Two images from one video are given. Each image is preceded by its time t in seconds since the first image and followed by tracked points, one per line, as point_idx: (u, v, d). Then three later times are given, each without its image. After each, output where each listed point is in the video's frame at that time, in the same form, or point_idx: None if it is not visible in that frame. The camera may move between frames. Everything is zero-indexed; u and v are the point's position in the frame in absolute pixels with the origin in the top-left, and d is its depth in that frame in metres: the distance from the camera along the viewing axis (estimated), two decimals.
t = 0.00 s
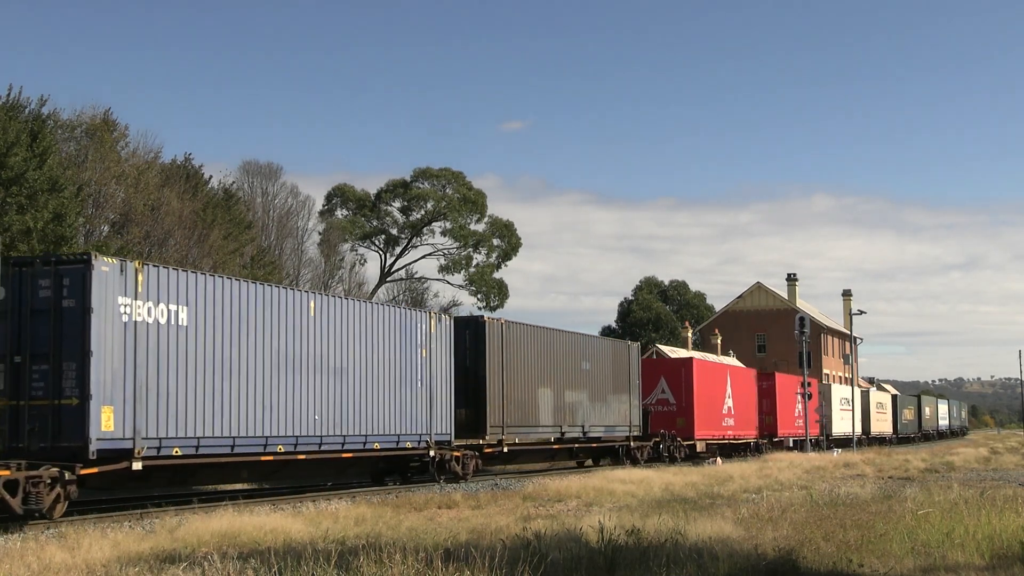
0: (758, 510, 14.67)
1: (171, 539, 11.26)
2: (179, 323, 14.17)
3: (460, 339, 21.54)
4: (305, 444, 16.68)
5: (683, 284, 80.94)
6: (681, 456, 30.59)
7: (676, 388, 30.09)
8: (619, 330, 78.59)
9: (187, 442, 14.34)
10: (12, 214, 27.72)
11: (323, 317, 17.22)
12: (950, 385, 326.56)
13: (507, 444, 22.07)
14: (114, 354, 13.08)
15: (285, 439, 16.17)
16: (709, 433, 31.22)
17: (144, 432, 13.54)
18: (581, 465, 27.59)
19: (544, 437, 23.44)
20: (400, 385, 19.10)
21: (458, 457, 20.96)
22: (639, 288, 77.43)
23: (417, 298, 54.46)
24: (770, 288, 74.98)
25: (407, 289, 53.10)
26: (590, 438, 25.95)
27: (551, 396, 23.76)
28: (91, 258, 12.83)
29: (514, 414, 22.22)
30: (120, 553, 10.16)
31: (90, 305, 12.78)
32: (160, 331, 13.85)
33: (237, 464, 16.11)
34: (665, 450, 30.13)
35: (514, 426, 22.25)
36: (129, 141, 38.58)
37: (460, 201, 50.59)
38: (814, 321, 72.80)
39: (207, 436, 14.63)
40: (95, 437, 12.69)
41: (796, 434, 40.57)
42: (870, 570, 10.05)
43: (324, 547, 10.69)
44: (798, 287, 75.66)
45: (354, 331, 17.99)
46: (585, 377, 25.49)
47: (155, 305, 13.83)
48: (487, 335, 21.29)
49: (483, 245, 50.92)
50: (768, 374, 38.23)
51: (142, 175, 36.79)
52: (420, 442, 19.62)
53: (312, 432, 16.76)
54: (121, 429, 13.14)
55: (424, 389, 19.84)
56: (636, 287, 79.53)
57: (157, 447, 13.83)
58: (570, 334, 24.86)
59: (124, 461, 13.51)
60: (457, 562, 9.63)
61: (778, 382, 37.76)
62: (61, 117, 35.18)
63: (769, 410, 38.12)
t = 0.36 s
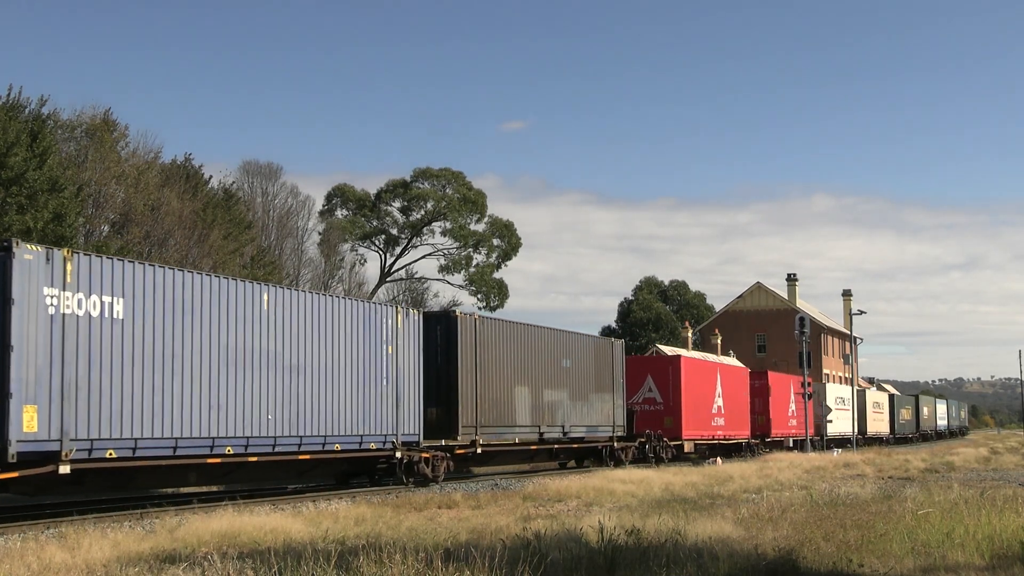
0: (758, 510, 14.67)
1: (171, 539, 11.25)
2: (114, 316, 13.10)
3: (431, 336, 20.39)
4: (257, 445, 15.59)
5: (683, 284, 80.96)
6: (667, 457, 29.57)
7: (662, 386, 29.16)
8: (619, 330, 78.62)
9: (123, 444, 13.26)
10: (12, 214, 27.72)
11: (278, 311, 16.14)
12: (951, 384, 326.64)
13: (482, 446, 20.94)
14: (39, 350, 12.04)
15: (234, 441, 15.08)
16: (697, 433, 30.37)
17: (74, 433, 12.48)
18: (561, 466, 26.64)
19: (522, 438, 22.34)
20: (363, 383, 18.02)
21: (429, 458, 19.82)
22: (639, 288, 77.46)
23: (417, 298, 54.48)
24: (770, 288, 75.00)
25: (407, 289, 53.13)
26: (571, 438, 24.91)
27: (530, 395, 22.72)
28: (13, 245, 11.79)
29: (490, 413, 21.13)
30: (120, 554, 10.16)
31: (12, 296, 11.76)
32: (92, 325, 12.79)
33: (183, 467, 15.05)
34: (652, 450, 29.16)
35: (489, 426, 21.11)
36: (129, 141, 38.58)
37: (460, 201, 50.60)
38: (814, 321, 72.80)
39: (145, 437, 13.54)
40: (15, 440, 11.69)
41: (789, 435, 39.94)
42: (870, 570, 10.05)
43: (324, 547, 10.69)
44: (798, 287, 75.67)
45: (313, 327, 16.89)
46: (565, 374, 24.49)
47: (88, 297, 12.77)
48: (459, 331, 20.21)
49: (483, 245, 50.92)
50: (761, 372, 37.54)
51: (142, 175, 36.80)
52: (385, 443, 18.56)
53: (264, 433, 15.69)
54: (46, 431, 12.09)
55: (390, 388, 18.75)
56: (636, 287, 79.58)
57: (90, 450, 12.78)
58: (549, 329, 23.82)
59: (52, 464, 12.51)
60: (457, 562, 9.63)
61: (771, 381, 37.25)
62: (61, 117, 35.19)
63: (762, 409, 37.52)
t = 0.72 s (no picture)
0: (758, 510, 14.67)
1: (171, 539, 11.25)
2: (39, 308, 12.16)
3: (398, 332, 19.12)
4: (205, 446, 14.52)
5: (683, 284, 80.99)
6: (654, 458, 28.59)
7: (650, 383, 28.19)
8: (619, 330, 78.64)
9: (49, 445, 12.22)
10: (12, 214, 27.72)
11: (227, 304, 15.10)
12: (951, 384, 326.75)
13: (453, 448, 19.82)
14: None
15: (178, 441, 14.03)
16: (684, 433, 29.37)
17: None
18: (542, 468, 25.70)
19: (496, 438, 21.15)
20: (323, 380, 16.92)
21: (395, 459, 18.65)
22: (639, 288, 77.46)
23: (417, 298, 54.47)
24: (770, 288, 75.01)
25: (407, 289, 53.12)
26: (550, 439, 23.66)
27: (505, 393, 21.50)
28: None
29: (462, 413, 19.95)
30: (120, 554, 10.15)
31: None
32: (15, 318, 11.86)
33: (124, 470, 14.07)
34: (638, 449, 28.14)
35: (461, 427, 19.93)
36: (129, 141, 38.58)
37: (460, 201, 50.60)
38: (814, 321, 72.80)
39: (75, 438, 12.50)
40: None
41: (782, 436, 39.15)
42: (871, 570, 10.04)
43: (323, 548, 10.68)
44: (798, 287, 75.68)
45: (267, 321, 15.86)
46: (545, 372, 23.24)
47: (9, 289, 11.86)
48: (428, 328, 18.96)
49: (483, 245, 50.91)
50: (752, 371, 36.93)
51: (142, 175, 36.82)
52: (347, 444, 17.47)
53: (210, 434, 14.57)
54: None
55: (353, 386, 17.68)
56: (636, 287, 79.62)
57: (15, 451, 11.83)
58: (527, 325, 22.59)
59: None
60: (457, 562, 9.63)
61: (762, 380, 36.64)
62: (61, 117, 35.18)
63: (754, 409, 36.90)
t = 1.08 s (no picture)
0: (758, 510, 14.68)
1: (171, 539, 11.26)
2: None
3: (363, 327, 18.01)
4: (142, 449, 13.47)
5: (683, 284, 81.02)
6: (640, 459, 27.62)
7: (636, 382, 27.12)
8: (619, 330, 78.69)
9: None
10: (12, 214, 27.72)
11: (170, 298, 14.01)
12: (951, 384, 326.83)
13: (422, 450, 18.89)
14: None
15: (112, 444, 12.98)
16: (671, 434, 28.36)
17: None
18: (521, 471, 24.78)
19: (469, 439, 19.98)
20: (278, 379, 15.83)
21: (357, 461, 17.69)
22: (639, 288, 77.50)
23: (417, 298, 54.44)
24: (770, 288, 75.00)
25: (407, 288, 53.14)
26: (528, 440, 22.52)
27: (479, 392, 20.33)
28: None
29: (432, 413, 18.77)
30: (120, 554, 10.16)
31: None
32: None
33: (57, 474, 13.09)
34: (622, 449, 27.06)
35: (432, 427, 18.77)
36: (129, 141, 38.58)
37: (460, 201, 50.58)
38: (814, 321, 72.79)
39: None
40: None
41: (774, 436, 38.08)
42: (870, 570, 10.05)
43: (324, 547, 10.69)
44: (798, 287, 75.69)
45: (216, 316, 14.78)
46: (522, 370, 22.09)
47: None
48: (395, 323, 17.82)
49: (483, 245, 50.90)
50: (745, 371, 35.96)
51: (142, 175, 36.83)
52: (304, 445, 16.42)
53: (150, 435, 13.52)
54: None
55: (311, 384, 16.59)
56: (636, 287, 79.62)
57: None
58: (503, 321, 21.44)
59: None
60: (457, 562, 9.63)
61: (754, 379, 35.67)
62: (61, 117, 35.16)
63: (745, 409, 35.87)
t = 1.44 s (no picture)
0: (758, 510, 14.69)
1: (171, 539, 11.26)
2: None
3: (325, 321, 16.85)
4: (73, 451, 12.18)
5: (683, 284, 81.05)
6: (625, 460, 26.75)
7: (622, 381, 26.37)
8: (619, 330, 78.73)
9: None
10: (11, 214, 27.73)
11: (108, 288, 12.72)
12: (951, 385, 326.91)
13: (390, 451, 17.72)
14: None
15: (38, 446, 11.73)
16: (657, 434, 27.61)
17: None
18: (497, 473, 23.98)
19: (440, 441, 18.88)
20: (228, 375, 14.56)
21: (316, 464, 16.41)
22: (639, 288, 77.52)
23: (417, 298, 54.40)
24: (770, 288, 74.99)
25: (407, 288, 53.16)
26: (505, 441, 21.43)
27: (451, 391, 19.22)
28: None
29: (400, 412, 17.69)
30: (120, 554, 10.16)
31: None
32: None
33: None
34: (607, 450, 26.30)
35: (400, 427, 17.71)
36: (129, 141, 38.57)
37: (460, 201, 50.58)
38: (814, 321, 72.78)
39: None
40: None
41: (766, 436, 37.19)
42: (870, 570, 10.05)
43: (324, 547, 10.70)
44: (798, 287, 75.70)
45: (161, 308, 13.51)
46: (498, 368, 21.00)
47: None
48: (359, 317, 16.68)
49: (483, 245, 50.88)
50: (736, 370, 35.20)
51: (142, 175, 36.84)
52: (257, 448, 15.15)
53: (81, 438, 12.23)
54: None
55: (265, 382, 15.32)
56: (636, 287, 79.66)
57: None
58: (478, 316, 20.36)
59: None
60: (458, 562, 9.64)
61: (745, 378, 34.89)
62: (61, 118, 35.14)
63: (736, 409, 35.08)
